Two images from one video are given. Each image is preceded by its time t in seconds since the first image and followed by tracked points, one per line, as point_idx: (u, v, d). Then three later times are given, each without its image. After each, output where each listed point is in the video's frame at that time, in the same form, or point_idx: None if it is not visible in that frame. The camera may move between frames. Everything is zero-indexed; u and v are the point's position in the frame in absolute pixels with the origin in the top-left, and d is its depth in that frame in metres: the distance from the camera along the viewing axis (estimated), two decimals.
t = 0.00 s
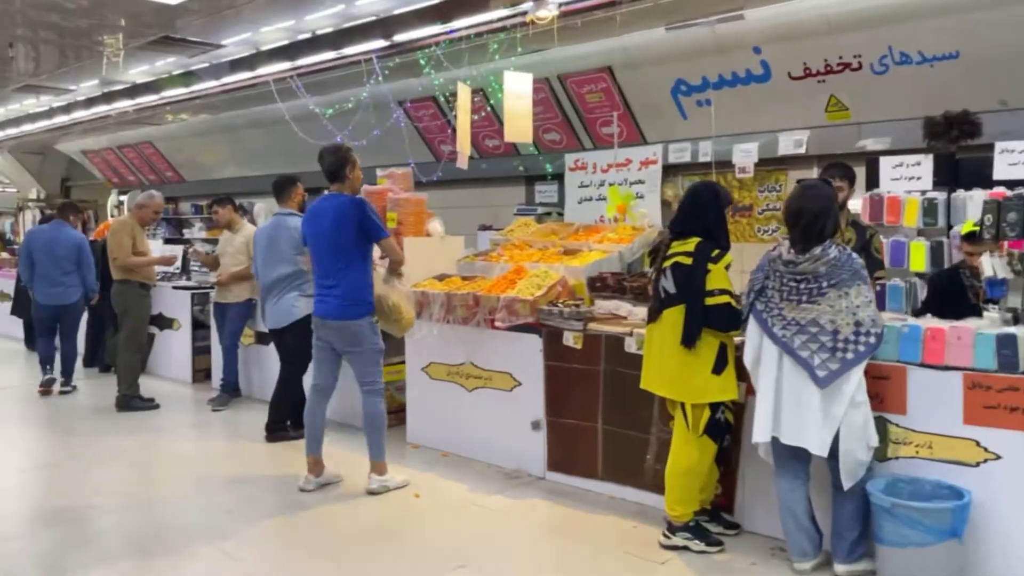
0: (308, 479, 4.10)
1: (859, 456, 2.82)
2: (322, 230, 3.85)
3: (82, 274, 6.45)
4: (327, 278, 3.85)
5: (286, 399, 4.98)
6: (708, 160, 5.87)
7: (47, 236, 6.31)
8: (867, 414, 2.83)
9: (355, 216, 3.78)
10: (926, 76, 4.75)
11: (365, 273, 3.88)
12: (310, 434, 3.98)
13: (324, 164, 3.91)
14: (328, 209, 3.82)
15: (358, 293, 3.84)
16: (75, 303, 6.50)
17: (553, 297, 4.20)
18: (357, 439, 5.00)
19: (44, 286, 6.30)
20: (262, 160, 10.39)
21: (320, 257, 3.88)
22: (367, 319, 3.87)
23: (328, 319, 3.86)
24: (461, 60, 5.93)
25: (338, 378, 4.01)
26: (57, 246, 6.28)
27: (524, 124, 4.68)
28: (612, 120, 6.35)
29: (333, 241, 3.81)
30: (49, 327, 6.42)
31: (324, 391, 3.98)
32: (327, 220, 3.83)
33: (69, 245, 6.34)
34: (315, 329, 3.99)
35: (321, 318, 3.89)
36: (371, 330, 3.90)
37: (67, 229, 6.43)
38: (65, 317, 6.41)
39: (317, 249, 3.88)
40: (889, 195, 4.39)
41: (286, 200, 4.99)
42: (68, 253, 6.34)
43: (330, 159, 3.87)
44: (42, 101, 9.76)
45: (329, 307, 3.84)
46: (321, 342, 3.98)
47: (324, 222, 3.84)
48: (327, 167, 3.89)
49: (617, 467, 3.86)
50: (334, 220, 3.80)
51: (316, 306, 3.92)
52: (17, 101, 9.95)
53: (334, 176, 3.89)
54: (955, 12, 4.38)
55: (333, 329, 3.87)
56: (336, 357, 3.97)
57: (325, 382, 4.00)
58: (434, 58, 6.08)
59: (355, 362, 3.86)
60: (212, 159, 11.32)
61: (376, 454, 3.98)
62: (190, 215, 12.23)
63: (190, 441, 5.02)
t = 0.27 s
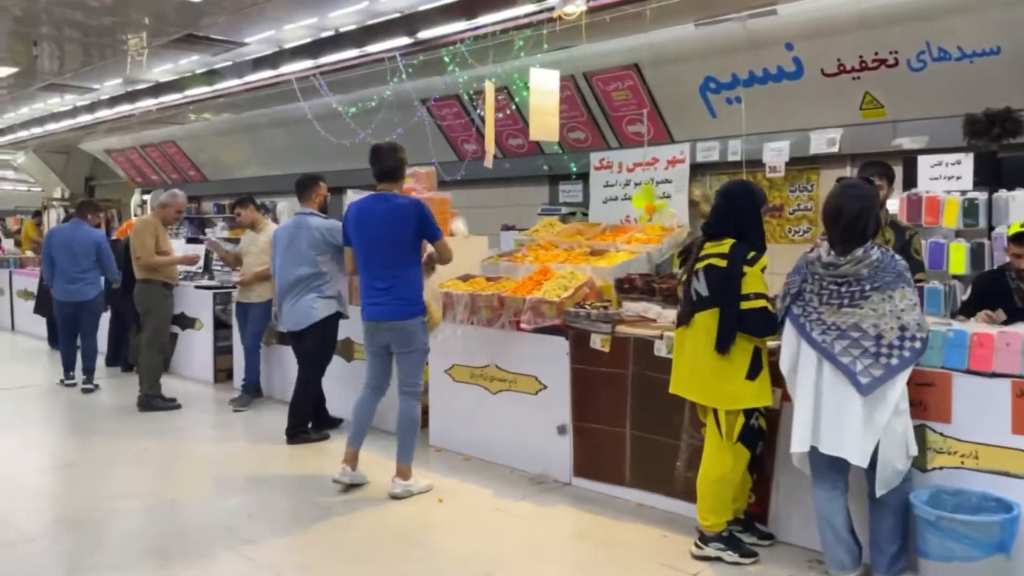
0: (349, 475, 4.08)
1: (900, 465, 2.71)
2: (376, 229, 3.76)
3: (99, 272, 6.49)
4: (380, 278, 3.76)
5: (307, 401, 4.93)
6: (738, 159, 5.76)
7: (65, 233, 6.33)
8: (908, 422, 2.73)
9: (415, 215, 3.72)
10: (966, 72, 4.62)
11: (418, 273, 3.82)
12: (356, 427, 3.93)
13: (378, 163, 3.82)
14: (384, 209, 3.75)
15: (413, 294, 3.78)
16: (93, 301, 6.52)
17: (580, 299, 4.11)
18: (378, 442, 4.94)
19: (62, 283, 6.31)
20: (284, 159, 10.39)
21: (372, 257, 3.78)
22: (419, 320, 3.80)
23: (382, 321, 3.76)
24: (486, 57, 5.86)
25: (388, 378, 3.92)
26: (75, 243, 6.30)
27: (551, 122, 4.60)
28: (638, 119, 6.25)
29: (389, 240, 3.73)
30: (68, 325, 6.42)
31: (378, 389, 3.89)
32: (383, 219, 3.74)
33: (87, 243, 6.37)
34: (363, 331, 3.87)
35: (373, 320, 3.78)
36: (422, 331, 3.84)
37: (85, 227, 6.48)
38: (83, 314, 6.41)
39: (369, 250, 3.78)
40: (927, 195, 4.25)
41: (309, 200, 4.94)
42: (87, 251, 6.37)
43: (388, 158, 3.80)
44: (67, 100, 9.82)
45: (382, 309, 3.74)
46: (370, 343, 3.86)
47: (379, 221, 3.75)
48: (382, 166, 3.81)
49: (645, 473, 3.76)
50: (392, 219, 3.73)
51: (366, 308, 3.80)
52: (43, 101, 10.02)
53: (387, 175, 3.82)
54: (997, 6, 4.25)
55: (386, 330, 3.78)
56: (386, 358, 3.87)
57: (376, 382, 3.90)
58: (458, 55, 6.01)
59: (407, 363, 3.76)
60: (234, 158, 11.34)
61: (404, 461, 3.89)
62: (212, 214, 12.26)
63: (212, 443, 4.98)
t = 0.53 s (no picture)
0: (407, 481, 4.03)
1: (943, 471, 2.64)
2: (410, 228, 3.67)
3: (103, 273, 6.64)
4: (413, 278, 3.68)
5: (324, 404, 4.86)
6: (760, 158, 5.67)
7: (67, 236, 6.56)
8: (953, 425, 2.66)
9: (450, 215, 3.68)
10: (997, 67, 4.52)
11: (450, 273, 3.76)
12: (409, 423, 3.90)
13: (412, 162, 3.73)
14: (420, 208, 3.67)
15: (445, 293, 3.72)
16: (99, 301, 6.69)
17: (603, 300, 4.04)
18: (396, 445, 4.87)
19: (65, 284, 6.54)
20: (299, 161, 10.36)
21: (404, 257, 3.70)
22: (452, 320, 3.75)
23: (415, 321, 3.69)
24: (504, 55, 5.79)
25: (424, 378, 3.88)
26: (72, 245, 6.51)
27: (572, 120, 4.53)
28: (657, 118, 6.16)
29: (423, 240, 3.66)
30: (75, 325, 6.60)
31: (415, 388, 3.85)
32: (417, 219, 3.67)
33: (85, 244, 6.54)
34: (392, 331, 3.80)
35: (404, 319, 3.72)
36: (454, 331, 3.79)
37: (91, 229, 6.66)
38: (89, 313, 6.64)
39: (401, 250, 3.70)
40: (959, 193, 4.14)
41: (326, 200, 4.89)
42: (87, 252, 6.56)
43: (422, 158, 3.72)
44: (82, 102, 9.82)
45: (416, 309, 3.67)
46: (400, 343, 3.80)
47: (412, 221, 3.67)
48: (416, 166, 3.73)
49: (672, 479, 3.66)
50: (426, 218, 3.66)
51: (397, 308, 3.73)
52: (58, 103, 10.03)
53: (420, 175, 3.74)
54: None
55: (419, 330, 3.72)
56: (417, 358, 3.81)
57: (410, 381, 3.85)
58: (476, 54, 5.94)
59: (438, 364, 3.71)
60: (249, 160, 11.33)
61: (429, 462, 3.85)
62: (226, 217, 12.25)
63: (228, 447, 4.92)
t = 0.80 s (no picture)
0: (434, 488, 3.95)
1: (990, 483, 2.55)
2: (434, 233, 3.60)
3: (104, 275, 6.70)
4: (437, 282, 3.62)
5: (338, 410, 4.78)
6: (781, 158, 5.57)
7: (70, 240, 6.66)
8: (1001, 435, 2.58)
9: (474, 217, 3.60)
10: None
11: (476, 275, 3.69)
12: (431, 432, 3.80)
13: (429, 164, 3.67)
14: (443, 211, 3.60)
15: (472, 296, 3.63)
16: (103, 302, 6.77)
17: (627, 304, 3.94)
18: (413, 452, 4.79)
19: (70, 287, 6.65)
20: (310, 164, 10.31)
21: (428, 261, 3.64)
22: (480, 323, 3.68)
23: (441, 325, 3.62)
24: (522, 55, 5.70)
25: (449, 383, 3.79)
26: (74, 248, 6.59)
27: (593, 120, 4.44)
28: (675, 117, 6.07)
29: (445, 243, 3.58)
30: (80, 326, 6.69)
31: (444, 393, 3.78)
32: (440, 222, 3.59)
33: (86, 247, 6.62)
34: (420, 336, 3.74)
35: (432, 325, 3.65)
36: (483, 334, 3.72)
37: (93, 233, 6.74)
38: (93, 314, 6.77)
39: (424, 254, 3.63)
40: (992, 193, 4.01)
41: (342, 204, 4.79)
42: (89, 255, 6.64)
43: (439, 159, 3.65)
44: (93, 105, 9.78)
45: (444, 314, 3.60)
46: (429, 348, 3.74)
47: (434, 224, 3.60)
48: (432, 168, 3.66)
49: (701, 487, 3.56)
50: (446, 221, 3.58)
51: (424, 312, 3.67)
52: (69, 106, 10.00)
53: (439, 177, 3.67)
54: None
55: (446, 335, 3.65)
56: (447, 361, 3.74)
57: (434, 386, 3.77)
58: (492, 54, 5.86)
59: (470, 368, 3.65)
60: (259, 163, 11.28)
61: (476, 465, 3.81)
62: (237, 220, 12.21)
63: (243, 454, 4.85)
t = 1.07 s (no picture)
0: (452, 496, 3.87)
1: None
2: (466, 234, 3.54)
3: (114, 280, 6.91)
4: (469, 284, 3.56)
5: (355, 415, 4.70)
6: (800, 158, 5.49)
7: (80, 241, 6.81)
8: None
9: (505, 217, 3.55)
10: None
11: (507, 276, 3.63)
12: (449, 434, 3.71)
13: (460, 165, 3.60)
14: (474, 212, 3.54)
15: (504, 297, 3.58)
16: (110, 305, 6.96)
17: (648, 307, 3.85)
18: (428, 458, 4.70)
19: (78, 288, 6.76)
20: (319, 166, 10.25)
21: (459, 263, 3.57)
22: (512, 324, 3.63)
23: (472, 328, 3.56)
24: (538, 54, 5.63)
25: (471, 387, 3.71)
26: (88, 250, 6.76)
27: (611, 119, 4.35)
28: (691, 116, 5.98)
29: (477, 245, 3.53)
30: (84, 328, 6.79)
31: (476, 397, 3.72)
32: (472, 224, 3.53)
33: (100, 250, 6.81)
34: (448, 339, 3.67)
35: (463, 328, 3.59)
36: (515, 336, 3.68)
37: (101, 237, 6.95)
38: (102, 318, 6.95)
39: (455, 255, 3.57)
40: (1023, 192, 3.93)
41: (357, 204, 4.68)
42: (100, 257, 6.82)
43: (471, 160, 3.57)
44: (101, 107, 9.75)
45: (477, 317, 3.54)
46: (455, 351, 3.67)
47: (465, 226, 3.54)
48: (463, 169, 3.59)
49: (726, 495, 3.47)
50: (479, 222, 3.52)
51: (453, 315, 3.61)
52: (77, 107, 9.95)
53: (470, 178, 3.60)
54: None
55: (477, 337, 3.59)
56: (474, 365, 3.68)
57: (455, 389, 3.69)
58: (505, 53, 5.79)
59: (502, 371, 3.60)
60: (267, 165, 11.23)
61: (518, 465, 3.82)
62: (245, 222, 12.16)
63: (255, 460, 4.78)
